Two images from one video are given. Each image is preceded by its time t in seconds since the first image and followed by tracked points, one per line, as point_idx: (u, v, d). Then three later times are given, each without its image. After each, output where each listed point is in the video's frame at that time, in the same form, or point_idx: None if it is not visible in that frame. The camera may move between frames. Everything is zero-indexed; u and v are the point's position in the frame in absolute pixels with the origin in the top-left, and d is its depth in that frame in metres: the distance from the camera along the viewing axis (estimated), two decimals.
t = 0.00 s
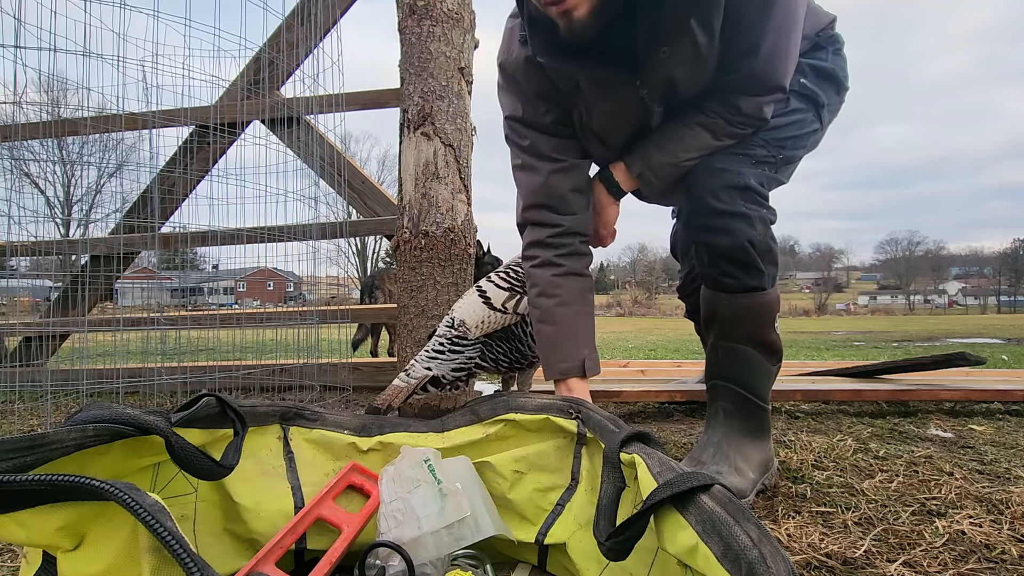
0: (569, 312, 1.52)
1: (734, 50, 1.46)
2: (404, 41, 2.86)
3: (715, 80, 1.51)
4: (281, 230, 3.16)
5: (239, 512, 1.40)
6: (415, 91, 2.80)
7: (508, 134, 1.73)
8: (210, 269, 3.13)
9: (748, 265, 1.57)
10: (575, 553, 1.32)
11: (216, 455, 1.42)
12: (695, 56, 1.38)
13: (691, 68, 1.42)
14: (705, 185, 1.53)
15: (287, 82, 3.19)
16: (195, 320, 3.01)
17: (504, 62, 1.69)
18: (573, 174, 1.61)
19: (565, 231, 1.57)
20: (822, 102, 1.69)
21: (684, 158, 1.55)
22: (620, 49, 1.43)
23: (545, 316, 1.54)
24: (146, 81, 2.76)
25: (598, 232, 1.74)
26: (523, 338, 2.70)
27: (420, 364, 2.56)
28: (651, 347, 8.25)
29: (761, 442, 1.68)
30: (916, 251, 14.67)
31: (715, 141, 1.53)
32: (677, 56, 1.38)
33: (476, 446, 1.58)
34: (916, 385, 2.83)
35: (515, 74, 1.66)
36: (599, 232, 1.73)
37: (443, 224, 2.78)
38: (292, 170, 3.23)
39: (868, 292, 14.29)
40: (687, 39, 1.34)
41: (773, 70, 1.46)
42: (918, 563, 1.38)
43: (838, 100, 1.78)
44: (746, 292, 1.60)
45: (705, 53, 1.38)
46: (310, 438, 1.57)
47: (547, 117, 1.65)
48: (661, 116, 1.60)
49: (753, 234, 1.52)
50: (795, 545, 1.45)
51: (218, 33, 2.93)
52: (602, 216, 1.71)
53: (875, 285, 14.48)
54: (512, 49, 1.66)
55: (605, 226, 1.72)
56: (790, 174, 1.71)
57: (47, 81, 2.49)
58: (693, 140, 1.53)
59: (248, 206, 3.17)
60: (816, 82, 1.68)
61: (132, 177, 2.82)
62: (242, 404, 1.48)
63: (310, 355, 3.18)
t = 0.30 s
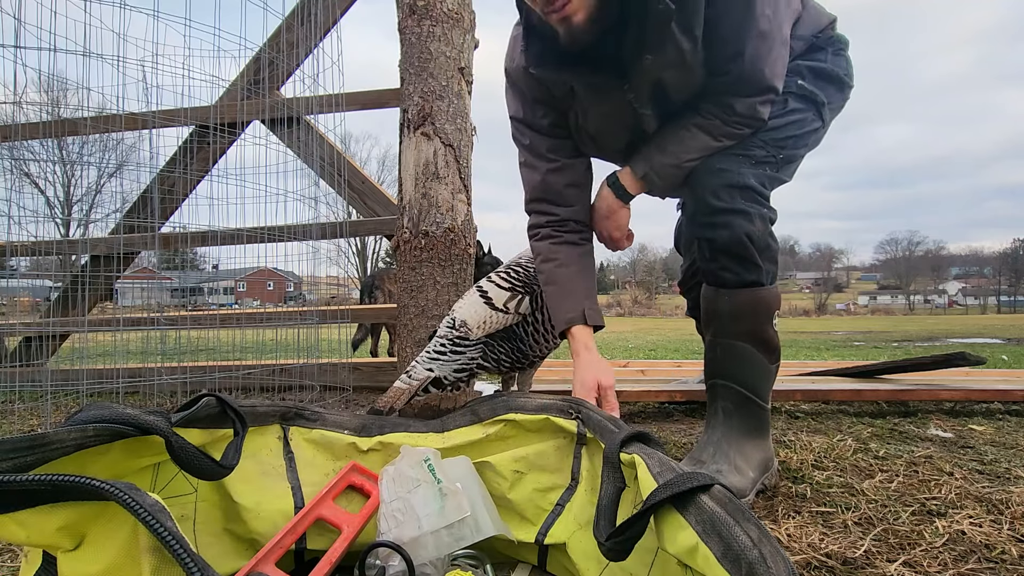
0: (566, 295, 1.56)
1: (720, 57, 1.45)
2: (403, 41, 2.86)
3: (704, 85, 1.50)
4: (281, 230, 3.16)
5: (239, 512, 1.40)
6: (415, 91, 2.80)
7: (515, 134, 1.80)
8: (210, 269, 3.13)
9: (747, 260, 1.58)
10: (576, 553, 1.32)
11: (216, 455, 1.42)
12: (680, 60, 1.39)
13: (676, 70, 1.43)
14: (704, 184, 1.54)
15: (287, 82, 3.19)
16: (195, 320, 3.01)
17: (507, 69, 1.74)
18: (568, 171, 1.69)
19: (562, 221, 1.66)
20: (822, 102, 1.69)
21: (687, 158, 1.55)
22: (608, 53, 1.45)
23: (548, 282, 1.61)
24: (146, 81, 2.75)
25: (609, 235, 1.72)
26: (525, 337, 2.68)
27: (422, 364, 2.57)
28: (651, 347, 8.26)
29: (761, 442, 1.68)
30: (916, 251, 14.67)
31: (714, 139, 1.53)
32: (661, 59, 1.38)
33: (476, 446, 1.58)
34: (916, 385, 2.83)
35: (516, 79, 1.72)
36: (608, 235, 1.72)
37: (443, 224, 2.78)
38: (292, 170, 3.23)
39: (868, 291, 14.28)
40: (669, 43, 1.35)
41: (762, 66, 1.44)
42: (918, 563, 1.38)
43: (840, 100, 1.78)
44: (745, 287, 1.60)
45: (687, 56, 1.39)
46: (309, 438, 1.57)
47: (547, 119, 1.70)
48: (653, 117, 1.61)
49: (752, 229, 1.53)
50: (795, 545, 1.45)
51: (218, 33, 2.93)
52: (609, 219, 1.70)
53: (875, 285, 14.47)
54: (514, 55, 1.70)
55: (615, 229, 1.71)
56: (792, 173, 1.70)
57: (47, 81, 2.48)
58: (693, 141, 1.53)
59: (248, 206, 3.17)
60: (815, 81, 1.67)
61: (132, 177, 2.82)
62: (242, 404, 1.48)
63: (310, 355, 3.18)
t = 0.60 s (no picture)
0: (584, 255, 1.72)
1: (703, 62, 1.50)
2: (403, 41, 2.86)
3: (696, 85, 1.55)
4: (281, 230, 3.16)
5: (239, 512, 1.40)
6: (415, 91, 2.80)
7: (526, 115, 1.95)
8: (210, 269, 3.13)
9: (748, 254, 1.59)
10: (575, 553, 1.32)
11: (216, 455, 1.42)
12: (664, 60, 1.48)
13: (664, 70, 1.51)
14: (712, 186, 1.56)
15: (287, 82, 3.18)
16: (195, 320, 3.01)
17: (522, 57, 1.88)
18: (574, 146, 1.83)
19: (578, 190, 1.81)
20: (825, 103, 1.69)
21: (694, 162, 1.51)
22: (598, 49, 1.57)
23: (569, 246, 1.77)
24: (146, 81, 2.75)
25: (623, 242, 1.63)
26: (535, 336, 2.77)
27: (429, 365, 2.50)
28: (651, 347, 8.26)
29: (760, 442, 1.68)
30: (916, 251, 14.68)
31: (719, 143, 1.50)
32: (648, 56, 1.48)
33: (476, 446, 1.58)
34: (916, 385, 2.83)
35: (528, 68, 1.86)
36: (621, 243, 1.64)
37: (443, 224, 2.78)
38: (292, 170, 3.23)
39: (868, 292, 14.27)
40: (654, 42, 1.45)
41: (751, 67, 1.42)
42: (918, 563, 1.38)
43: (843, 101, 1.77)
44: (745, 283, 1.62)
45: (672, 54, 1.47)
46: (309, 438, 1.57)
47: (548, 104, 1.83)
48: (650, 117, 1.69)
49: (755, 226, 1.56)
50: (795, 545, 1.45)
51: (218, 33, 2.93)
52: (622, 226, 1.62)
53: (875, 285, 14.46)
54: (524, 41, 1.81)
55: (629, 236, 1.62)
56: (797, 174, 1.71)
57: (47, 81, 2.48)
58: (700, 146, 1.50)
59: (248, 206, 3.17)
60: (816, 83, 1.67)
61: (132, 177, 2.82)
62: (241, 405, 1.48)
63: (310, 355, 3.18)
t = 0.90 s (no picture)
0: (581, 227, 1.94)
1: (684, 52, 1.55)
2: (403, 41, 2.86)
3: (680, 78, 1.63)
4: (281, 230, 3.16)
5: (239, 512, 1.40)
6: (415, 91, 2.80)
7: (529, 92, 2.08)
8: (210, 269, 3.13)
9: (759, 255, 1.59)
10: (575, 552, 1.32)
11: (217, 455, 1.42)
12: (644, 49, 1.56)
13: (648, 63, 1.61)
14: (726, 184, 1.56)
15: (287, 82, 3.18)
16: (194, 320, 3.01)
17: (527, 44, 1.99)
18: (569, 125, 2.01)
19: (573, 167, 2.02)
20: (831, 104, 1.69)
21: (720, 145, 1.38)
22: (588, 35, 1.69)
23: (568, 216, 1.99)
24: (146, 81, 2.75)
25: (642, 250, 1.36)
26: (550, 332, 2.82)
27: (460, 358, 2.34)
28: (651, 347, 8.28)
29: (764, 442, 1.69)
30: (916, 251, 14.68)
31: (736, 123, 1.39)
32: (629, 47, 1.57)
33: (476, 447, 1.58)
34: (916, 385, 2.83)
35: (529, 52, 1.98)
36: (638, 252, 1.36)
37: (443, 224, 2.79)
38: (292, 170, 3.22)
39: (868, 292, 14.20)
40: (634, 30, 1.54)
41: (751, 46, 1.40)
42: (917, 563, 1.38)
43: (848, 104, 1.78)
44: (756, 284, 1.62)
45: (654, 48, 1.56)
46: (309, 438, 1.57)
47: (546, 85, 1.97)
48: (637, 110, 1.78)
49: (768, 226, 1.56)
50: (795, 545, 1.45)
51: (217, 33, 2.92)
52: (643, 228, 1.37)
53: (875, 285, 14.44)
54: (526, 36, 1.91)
55: (653, 240, 1.37)
56: (805, 176, 1.70)
57: (47, 81, 2.48)
58: (719, 130, 1.39)
59: (248, 206, 3.16)
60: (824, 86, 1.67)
61: (132, 177, 2.82)
62: (241, 404, 1.48)
63: (310, 355, 3.18)
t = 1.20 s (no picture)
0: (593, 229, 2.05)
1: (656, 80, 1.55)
2: (403, 41, 2.86)
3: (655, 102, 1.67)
4: (281, 230, 3.16)
5: (239, 512, 1.40)
6: (415, 91, 2.80)
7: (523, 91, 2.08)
8: (210, 269, 3.14)
9: (749, 262, 1.60)
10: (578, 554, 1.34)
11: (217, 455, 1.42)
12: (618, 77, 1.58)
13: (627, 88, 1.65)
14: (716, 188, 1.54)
15: (287, 82, 3.18)
16: (194, 320, 2.99)
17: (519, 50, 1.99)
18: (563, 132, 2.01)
19: (572, 170, 2.07)
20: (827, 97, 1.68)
21: (686, 191, 1.03)
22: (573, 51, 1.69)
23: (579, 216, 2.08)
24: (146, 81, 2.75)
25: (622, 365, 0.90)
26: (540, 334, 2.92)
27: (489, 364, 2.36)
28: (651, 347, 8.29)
29: (763, 443, 1.70)
30: (915, 251, 14.70)
31: (691, 155, 1.05)
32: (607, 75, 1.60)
33: (477, 447, 1.58)
34: (916, 385, 2.83)
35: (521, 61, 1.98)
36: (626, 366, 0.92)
37: (443, 223, 2.87)
38: (292, 170, 3.22)
39: (868, 292, 14.07)
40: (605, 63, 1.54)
41: (677, 60, 1.16)
42: (917, 563, 1.38)
43: (849, 96, 1.76)
44: (747, 289, 1.62)
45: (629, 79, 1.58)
46: (309, 438, 1.57)
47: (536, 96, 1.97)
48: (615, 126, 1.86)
49: (753, 232, 1.58)
50: (795, 545, 1.45)
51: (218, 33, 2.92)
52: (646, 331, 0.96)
53: (875, 285, 14.33)
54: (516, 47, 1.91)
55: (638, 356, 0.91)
56: (799, 170, 1.72)
57: (47, 81, 2.48)
58: (678, 184, 1.04)
59: (248, 206, 3.16)
60: (818, 80, 1.66)
61: (132, 177, 2.82)
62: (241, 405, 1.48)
63: (310, 355, 3.17)
